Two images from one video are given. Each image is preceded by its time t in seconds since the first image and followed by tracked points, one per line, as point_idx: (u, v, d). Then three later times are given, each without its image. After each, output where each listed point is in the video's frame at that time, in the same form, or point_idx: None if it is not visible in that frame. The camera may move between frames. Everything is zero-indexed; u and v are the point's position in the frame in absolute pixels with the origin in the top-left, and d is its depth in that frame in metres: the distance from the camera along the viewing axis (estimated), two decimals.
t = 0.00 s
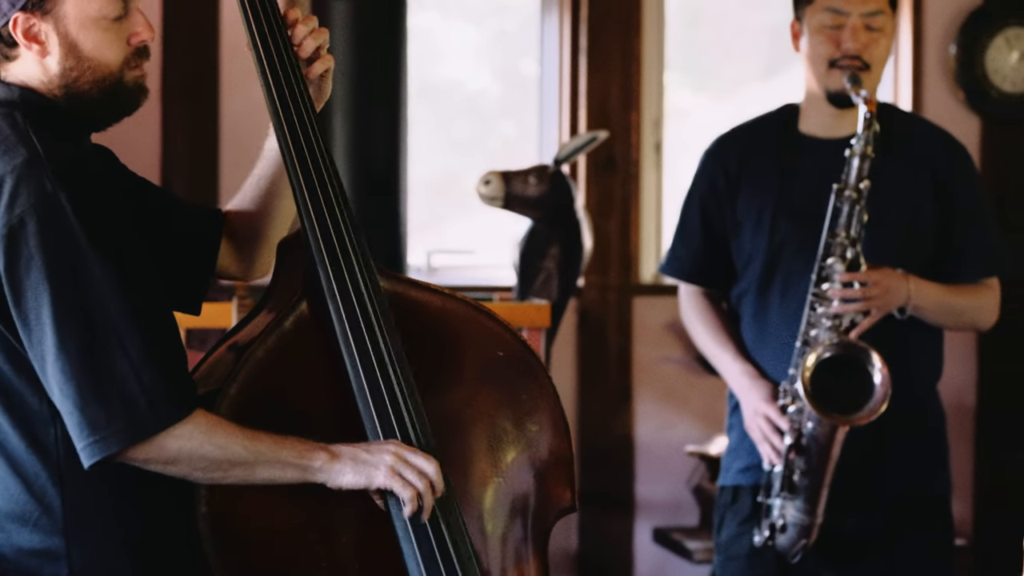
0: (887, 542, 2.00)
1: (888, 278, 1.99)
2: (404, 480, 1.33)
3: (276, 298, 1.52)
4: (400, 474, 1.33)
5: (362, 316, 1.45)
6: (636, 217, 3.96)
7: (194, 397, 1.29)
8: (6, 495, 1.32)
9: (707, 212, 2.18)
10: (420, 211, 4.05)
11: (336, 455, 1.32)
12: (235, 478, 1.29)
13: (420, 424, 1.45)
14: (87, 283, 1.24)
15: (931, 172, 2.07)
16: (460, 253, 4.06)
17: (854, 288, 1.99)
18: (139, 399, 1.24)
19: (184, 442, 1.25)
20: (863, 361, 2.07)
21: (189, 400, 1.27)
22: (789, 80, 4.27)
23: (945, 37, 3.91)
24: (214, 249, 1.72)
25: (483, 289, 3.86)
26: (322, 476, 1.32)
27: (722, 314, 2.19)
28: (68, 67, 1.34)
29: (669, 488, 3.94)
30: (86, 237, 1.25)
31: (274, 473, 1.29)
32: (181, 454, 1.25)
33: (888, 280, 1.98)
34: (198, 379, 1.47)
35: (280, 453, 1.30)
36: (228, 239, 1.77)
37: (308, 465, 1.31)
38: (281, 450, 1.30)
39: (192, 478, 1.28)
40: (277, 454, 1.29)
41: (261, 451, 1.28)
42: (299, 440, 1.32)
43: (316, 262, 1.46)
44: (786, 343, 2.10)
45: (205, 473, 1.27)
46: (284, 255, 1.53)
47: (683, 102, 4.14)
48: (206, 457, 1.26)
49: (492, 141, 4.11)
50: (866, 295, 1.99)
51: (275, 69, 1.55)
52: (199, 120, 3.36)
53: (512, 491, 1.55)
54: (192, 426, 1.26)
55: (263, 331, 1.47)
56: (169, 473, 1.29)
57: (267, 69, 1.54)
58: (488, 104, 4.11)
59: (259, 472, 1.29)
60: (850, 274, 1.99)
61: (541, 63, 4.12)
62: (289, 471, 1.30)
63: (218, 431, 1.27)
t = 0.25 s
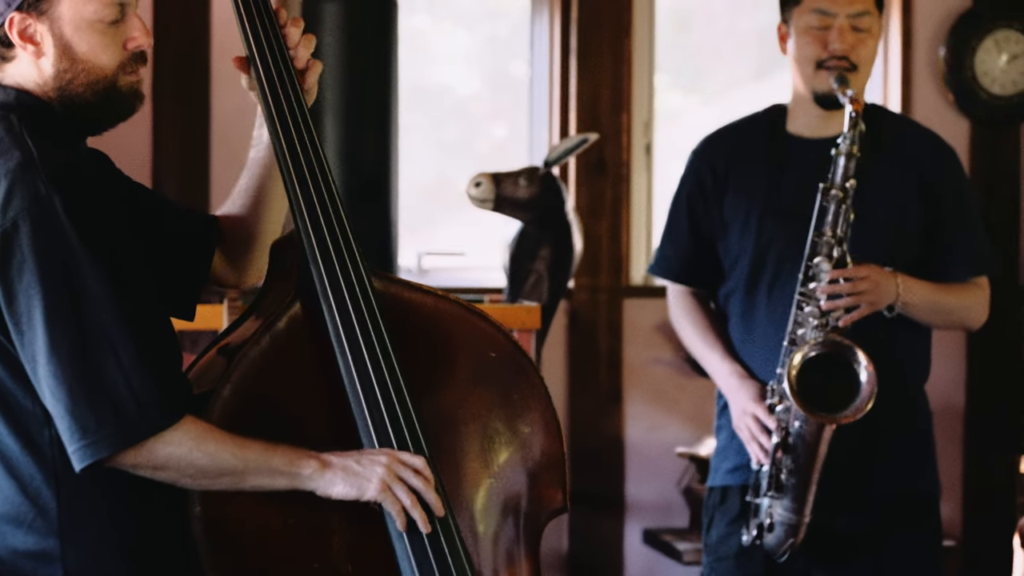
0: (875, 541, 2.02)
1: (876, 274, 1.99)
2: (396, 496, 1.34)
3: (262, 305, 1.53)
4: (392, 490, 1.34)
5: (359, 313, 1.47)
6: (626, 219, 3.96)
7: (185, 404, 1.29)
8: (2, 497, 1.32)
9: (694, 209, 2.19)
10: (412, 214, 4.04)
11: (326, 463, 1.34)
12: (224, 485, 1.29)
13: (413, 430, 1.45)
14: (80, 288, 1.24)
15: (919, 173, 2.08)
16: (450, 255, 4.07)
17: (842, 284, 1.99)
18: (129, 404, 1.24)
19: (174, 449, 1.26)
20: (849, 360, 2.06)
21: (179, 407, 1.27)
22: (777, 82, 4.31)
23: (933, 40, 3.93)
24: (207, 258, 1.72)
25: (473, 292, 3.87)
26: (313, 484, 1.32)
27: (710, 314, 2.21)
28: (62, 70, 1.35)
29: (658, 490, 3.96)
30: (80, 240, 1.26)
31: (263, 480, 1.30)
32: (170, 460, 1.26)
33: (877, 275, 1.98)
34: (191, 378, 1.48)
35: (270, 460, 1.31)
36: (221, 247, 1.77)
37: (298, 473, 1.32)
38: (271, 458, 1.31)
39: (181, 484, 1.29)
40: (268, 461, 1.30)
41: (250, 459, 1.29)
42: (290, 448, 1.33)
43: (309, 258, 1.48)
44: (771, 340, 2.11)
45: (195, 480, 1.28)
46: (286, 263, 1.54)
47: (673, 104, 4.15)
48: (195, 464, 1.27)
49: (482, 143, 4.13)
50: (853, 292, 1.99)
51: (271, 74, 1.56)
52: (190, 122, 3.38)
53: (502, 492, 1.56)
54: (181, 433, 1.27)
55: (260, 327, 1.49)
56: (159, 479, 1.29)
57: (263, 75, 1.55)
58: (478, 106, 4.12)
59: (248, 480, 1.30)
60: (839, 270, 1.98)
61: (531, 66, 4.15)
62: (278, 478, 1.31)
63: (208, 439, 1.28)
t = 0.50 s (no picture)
0: (863, 542, 2.03)
1: (868, 275, 1.99)
2: (389, 505, 1.33)
3: (253, 314, 1.52)
4: (384, 500, 1.33)
5: (354, 316, 1.47)
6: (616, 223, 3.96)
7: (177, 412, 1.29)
8: None
9: (684, 207, 2.20)
10: (403, 217, 4.07)
11: (316, 478, 1.33)
12: (215, 497, 1.29)
13: (409, 431, 1.45)
14: (79, 293, 1.24)
15: (910, 174, 2.08)
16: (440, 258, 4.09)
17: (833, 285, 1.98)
18: (126, 411, 1.24)
19: (166, 459, 1.26)
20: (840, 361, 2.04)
21: (174, 417, 1.27)
22: (768, 86, 4.31)
23: (923, 44, 3.94)
24: (202, 256, 1.72)
25: (464, 295, 3.90)
26: (303, 500, 1.32)
27: (699, 315, 2.21)
28: (61, 72, 1.34)
29: (648, 493, 3.96)
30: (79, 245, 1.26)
31: (253, 494, 1.30)
32: (161, 470, 1.26)
33: (868, 276, 1.98)
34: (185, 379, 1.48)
35: (261, 474, 1.30)
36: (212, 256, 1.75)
37: (288, 488, 1.31)
38: (262, 472, 1.30)
39: (172, 494, 1.28)
40: (258, 476, 1.29)
41: (242, 471, 1.28)
42: (282, 463, 1.32)
43: (304, 262, 1.48)
44: (758, 341, 2.11)
45: (185, 491, 1.28)
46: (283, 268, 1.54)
47: (663, 108, 4.16)
48: (185, 476, 1.27)
49: (471, 146, 4.13)
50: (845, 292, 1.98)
51: (268, 83, 1.56)
52: (182, 125, 3.63)
53: (494, 490, 1.56)
54: (172, 445, 1.26)
55: (253, 330, 1.49)
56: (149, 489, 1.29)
57: (258, 83, 1.55)
58: (467, 109, 4.13)
59: (239, 492, 1.29)
60: (829, 272, 1.97)
61: (522, 71, 4.14)
62: (267, 493, 1.30)
63: (199, 451, 1.27)
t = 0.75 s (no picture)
0: (855, 549, 2.02)
1: (864, 278, 1.99)
2: (381, 511, 1.32)
3: (230, 333, 1.52)
4: (377, 506, 1.32)
5: (347, 319, 1.46)
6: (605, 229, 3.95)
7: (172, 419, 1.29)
8: None
9: (675, 205, 2.20)
10: (393, 222, 4.07)
11: (309, 487, 1.32)
12: (208, 504, 1.28)
13: (403, 436, 1.44)
14: (78, 298, 1.24)
15: (901, 177, 2.09)
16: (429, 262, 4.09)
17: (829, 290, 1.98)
18: (123, 417, 1.24)
19: (160, 465, 1.26)
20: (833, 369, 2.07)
21: (168, 425, 1.27)
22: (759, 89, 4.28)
23: (911, 49, 3.96)
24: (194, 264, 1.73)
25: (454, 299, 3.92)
26: (296, 509, 1.31)
27: (688, 319, 2.20)
28: (62, 76, 1.34)
29: (637, 498, 3.96)
30: (77, 250, 1.26)
31: (245, 502, 1.29)
32: (155, 476, 1.26)
33: (863, 280, 1.99)
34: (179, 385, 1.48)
35: (254, 483, 1.29)
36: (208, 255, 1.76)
37: (281, 497, 1.30)
38: (255, 480, 1.29)
39: (165, 500, 1.28)
40: (251, 484, 1.29)
41: (235, 480, 1.28)
42: (275, 471, 1.32)
43: (297, 265, 1.47)
44: (750, 343, 2.11)
45: (178, 498, 1.27)
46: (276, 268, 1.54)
47: (651, 113, 4.17)
48: (179, 482, 1.26)
49: (459, 149, 4.13)
50: (841, 296, 1.99)
51: (263, 89, 1.56)
52: (172, 131, 3.76)
53: (484, 493, 1.56)
54: (166, 451, 1.26)
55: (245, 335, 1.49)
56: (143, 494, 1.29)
57: (253, 89, 1.55)
58: (456, 113, 4.13)
59: (231, 500, 1.29)
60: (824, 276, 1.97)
61: (510, 76, 4.14)
62: (261, 501, 1.30)
63: (193, 457, 1.27)
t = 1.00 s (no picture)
0: (854, 558, 2.03)
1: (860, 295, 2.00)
2: (372, 518, 1.32)
3: (222, 337, 1.50)
4: (368, 513, 1.32)
5: (337, 324, 1.46)
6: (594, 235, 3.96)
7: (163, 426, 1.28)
8: None
9: (666, 215, 2.19)
10: (381, 227, 4.09)
11: (300, 495, 1.31)
12: (199, 512, 1.27)
13: (393, 442, 1.44)
14: (69, 305, 1.23)
15: (895, 188, 2.10)
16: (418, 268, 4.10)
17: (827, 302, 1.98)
18: (116, 423, 1.23)
19: (152, 472, 1.25)
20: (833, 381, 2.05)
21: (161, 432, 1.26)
22: (747, 95, 4.24)
23: (900, 55, 3.97)
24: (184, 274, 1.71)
25: (444, 305, 3.92)
26: (286, 517, 1.30)
27: (680, 327, 2.20)
28: (61, 83, 1.33)
29: (627, 503, 3.96)
30: (69, 257, 1.25)
31: (236, 510, 1.28)
32: (146, 483, 1.25)
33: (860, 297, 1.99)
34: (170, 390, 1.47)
35: (245, 490, 1.28)
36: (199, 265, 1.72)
37: (272, 504, 1.29)
38: (247, 487, 1.29)
39: (156, 508, 1.27)
40: (242, 492, 1.28)
41: (226, 487, 1.27)
42: (267, 479, 1.30)
43: (288, 269, 1.47)
44: (744, 350, 2.10)
45: (170, 505, 1.26)
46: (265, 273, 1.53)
47: (640, 118, 4.16)
48: (171, 490, 1.26)
49: (448, 156, 4.14)
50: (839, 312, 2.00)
51: (255, 96, 1.55)
52: (161, 137, 3.79)
53: (475, 496, 1.56)
54: (157, 458, 1.25)
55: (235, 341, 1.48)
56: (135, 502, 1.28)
57: (245, 94, 1.55)
58: (446, 119, 4.14)
59: (222, 508, 1.28)
60: (822, 294, 1.97)
61: (499, 80, 4.14)
62: (252, 508, 1.29)
63: (185, 464, 1.26)
